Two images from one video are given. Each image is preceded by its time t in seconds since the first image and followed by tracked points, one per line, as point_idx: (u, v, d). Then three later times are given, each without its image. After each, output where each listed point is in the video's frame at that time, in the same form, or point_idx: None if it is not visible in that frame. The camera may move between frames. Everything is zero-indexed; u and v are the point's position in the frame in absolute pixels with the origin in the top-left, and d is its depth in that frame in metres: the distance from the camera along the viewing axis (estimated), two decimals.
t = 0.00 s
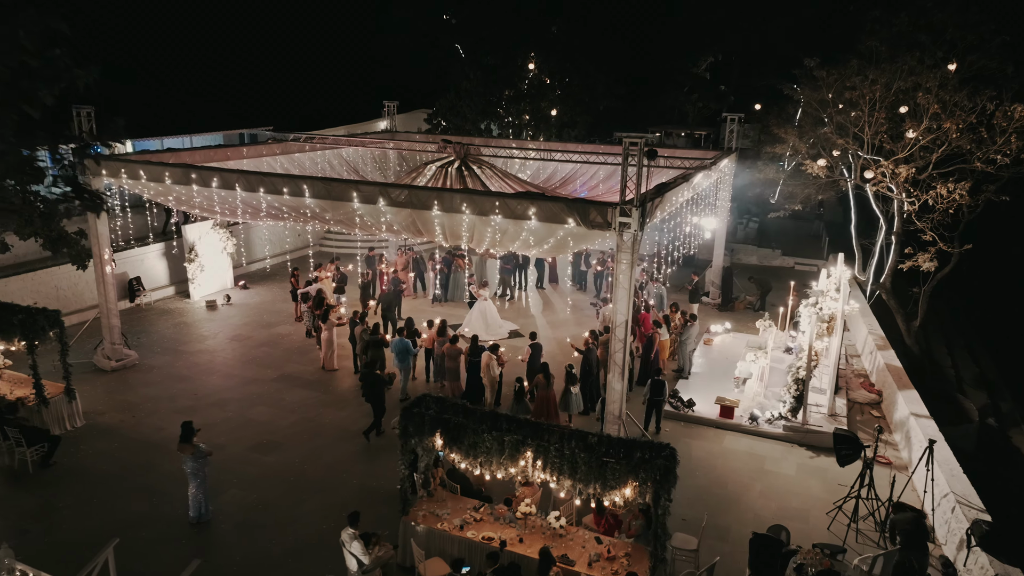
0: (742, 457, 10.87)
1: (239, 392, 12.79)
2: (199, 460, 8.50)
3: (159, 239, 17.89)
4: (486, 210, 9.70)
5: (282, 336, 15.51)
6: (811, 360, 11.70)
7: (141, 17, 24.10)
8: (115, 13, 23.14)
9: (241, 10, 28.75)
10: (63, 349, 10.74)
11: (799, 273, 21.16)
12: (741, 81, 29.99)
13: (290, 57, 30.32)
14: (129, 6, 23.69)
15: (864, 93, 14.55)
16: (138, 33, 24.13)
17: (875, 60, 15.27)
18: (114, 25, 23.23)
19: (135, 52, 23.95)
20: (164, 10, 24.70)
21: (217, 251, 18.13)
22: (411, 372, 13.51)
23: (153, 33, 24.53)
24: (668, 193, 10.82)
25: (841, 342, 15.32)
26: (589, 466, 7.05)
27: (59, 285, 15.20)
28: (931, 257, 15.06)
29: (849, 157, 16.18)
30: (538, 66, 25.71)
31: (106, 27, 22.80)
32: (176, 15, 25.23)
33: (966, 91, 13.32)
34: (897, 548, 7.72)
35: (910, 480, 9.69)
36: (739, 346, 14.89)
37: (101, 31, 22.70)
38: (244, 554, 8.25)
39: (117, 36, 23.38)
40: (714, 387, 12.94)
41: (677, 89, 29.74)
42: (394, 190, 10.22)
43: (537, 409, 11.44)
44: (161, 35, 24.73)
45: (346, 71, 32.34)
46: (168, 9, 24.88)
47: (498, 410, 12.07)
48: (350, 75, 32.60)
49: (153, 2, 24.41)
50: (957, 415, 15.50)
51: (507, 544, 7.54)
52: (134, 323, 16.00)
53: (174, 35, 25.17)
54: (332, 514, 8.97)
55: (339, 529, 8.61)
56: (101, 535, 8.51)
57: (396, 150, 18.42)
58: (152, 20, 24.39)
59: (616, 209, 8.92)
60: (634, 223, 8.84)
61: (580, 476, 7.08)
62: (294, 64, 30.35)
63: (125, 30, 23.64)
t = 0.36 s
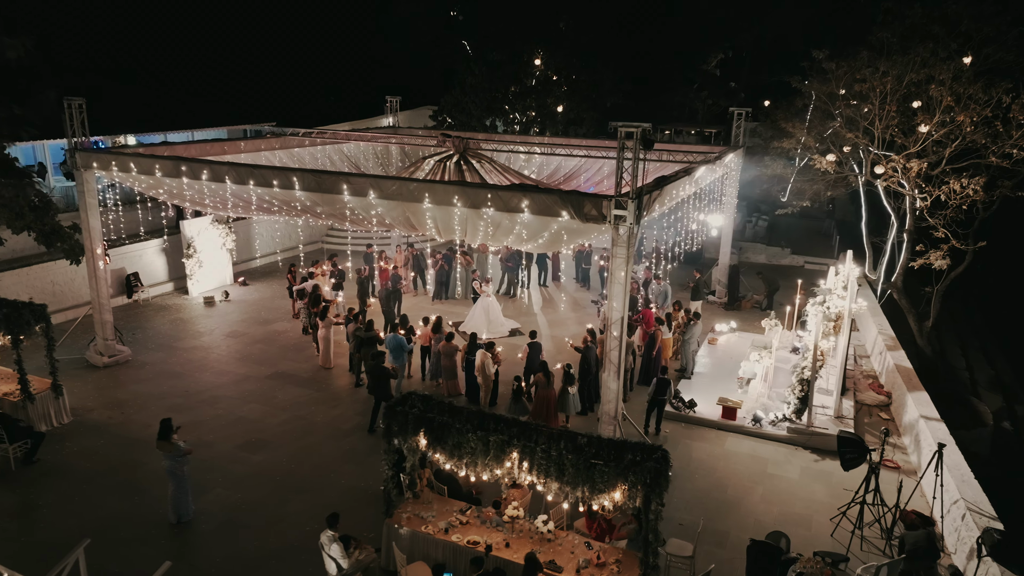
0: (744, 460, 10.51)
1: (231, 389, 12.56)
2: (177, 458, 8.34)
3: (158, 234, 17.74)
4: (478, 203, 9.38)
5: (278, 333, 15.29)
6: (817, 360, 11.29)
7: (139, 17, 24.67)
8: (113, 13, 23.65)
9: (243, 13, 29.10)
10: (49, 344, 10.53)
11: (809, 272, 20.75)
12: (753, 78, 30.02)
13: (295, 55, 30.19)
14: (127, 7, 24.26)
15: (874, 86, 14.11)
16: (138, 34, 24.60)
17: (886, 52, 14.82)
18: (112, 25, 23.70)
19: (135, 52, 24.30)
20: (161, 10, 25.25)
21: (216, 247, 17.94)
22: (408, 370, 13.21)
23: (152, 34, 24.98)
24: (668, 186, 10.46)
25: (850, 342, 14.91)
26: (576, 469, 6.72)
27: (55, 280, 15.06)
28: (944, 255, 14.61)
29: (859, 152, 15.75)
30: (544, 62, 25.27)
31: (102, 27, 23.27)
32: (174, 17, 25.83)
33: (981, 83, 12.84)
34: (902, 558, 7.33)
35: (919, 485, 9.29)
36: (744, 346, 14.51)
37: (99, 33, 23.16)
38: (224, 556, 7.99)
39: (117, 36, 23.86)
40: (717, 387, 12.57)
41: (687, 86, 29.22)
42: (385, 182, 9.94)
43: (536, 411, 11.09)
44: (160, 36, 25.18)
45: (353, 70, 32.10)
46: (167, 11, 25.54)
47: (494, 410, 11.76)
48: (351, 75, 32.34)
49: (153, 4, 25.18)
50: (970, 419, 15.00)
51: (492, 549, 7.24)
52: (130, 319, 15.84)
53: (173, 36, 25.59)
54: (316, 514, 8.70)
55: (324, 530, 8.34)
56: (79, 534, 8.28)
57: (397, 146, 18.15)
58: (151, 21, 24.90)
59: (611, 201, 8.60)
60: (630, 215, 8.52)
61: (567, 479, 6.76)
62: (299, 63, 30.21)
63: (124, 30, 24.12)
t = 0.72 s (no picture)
0: (744, 463, 10.14)
1: (222, 386, 12.33)
2: (154, 456, 8.15)
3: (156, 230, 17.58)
4: (469, 194, 9.07)
5: (274, 330, 15.06)
6: (822, 360, 10.88)
7: (139, 17, 24.88)
8: (113, 13, 23.88)
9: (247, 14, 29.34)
10: (33, 339, 10.32)
11: (818, 271, 20.33)
12: (764, 75, 29.58)
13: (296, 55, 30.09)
14: (127, 7, 24.48)
15: (885, 77, 13.67)
16: (138, 34, 24.80)
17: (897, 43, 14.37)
18: (111, 24, 23.93)
19: (135, 52, 24.48)
20: (161, 10, 25.41)
21: (214, 243, 17.75)
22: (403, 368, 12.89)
23: (152, 34, 25.14)
24: (668, 178, 10.09)
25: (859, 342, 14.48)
26: (561, 471, 6.40)
27: (50, 275, 14.90)
28: (957, 252, 14.15)
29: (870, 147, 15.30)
30: (551, 58, 24.86)
31: (101, 28, 23.54)
32: (175, 17, 25.98)
33: (996, 74, 12.36)
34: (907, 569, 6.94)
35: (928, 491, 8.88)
36: (749, 345, 14.11)
37: (99, 34, 23.49)
38: (200, 558, 7.74)
39: (117, 36, 24.12)
40: (719, 387, 12.19)
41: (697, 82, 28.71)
42: (374, 173, 9.66)
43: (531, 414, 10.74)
44: (161, 36, 25.36)
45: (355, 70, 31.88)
46: (167, 11, 25.69)
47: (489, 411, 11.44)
48: (350, 75, 32.16)
49: (153, 4, 25.32)
50: (984, 423, 14.50)
51: (475, 554, 6.93)
52: (126, 315, 15.67)
53: (173, 35, 25.73)
54: (298, 515, 8.44)
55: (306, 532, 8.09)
56: (54, 534, 8.05)
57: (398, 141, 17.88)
58: (151, 21, 25.08)
59: (604, 192, 8.27)
60: (623, 207, 8.19)
61: (552, 482, 6.44)
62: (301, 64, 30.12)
63: (124, 30, 24.36)
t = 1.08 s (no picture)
0: (745, 466, 9.76)
1: (212, 382, 12.11)
2: (128, 454, 7.93)
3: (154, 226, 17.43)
4: (457, 185, 8.76)
5: (270, 327, 14.84)
6: (828, 360, 10.43)
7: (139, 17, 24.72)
8: (113, 13, 23.74)
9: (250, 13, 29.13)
10: (17, 334, 10.14)
11: (828, 270, 19.87)
12: (775, 71, 29.09)
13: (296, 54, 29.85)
14: (127, 7, 24.34)
15: (896, 69, 13.20)
16: (138, 34, 24.72)
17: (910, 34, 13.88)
18: (112, 25, 23.82)
19: (136, 52, 24.43)
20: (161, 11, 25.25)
21: (212, 238, 17.59)
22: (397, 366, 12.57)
23: (152, 34, 25.08)
24: (667, 170, 9.72)
25: (869, 343, 14.05)
26: (542, 474, 6.07)
27: (46, 270, 14.75)
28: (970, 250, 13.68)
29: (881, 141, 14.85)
30: (558, 53, 24.51)
31: (102, 29, 23.46)
32: (175, 18, 25.87)
33: (1013, 65, 11.87)
34: None
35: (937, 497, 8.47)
36: (754, 345, 13.70)
37: (99, 34, 23.37)
38: (174, 560, 7.50)
39: (117, 36, 24.02)
40: (722, 388, 11.80)
41: (708, 78, 28.20)
42: (362, 164, 9.36)
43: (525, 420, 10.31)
44: (161, 35, 25.29)
45: (354, 69, 31.52)
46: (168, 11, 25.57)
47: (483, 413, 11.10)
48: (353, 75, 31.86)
49: (153, 4, 25.21)
50: (999, 427, 14.01)
51: (455, 559, 6.61)
52: (121, 311, 15.50)
53: (173, 35, 25.63)
54: (279, 516, 8.18)
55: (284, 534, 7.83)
56: (26, 533, 7.85)
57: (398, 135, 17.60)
58: (151, 21, 24.97)
59: (596, 182, 7.93)
60: (617, 198, 7.84)
61: (533, 486, 6.10)
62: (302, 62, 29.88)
63: (124, 31, 24.25)
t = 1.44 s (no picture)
0: (745, 470, 9.37)
1: (201, 379, 11.86)
2: (101, 453, 7.68)
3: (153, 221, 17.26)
4: (444, 176, 8.43)
5: (264, 324, 14.58)
6: (834, 361, 9.99)
7: (139, 16, 24.59)
8: (113, 13, 23.61)
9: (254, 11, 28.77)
10: None
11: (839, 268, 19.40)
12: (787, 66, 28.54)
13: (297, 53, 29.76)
14: (127, 7, 24.21)
15: (908, 59, 12.70)
16: (138, 33, 24.71)
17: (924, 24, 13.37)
18: (112, 26, 23.77)
19: (135, 52, 24.49)
20: (162, 10, 25.08)
21: (211, 234, 17.39)
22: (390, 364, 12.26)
23: (152, 34, 25.07)
24: (666, 161, 9.33)
25: (879, 343, 13.58)
26: (521, 478, 5.73)
27: (40, 265, 14.55)
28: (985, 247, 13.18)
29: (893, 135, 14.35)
30: (564, 48, 24.10)
31: (102, 30, 23.42)
32: (177, 17, 25.69)
33: None
34: None
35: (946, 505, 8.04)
36: (759, 345, 13.29)
37: (99, 34, 23.34)
38: (145, 563, 7.24)
39: (117, 36, 24.03)
40: (724, 389, 11.40)
41: (719, 73, 27.64)
42: (348, 154, 9.05)
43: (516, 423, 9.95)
44: (160, 34, 25.30)
45: (355, 69, 31.52)
46: (169, 9, 25.41)
47: (475, 414, 10.78)
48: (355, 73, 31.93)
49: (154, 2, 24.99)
50: (1014, 432, 13.49)
51: (432, 566, 6.28)
52: (116, 306, 15.31)
53: (173, 35, 25.61)
54: (257, 518, 7.90)
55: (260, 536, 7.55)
56: None
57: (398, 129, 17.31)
58: (151, 20, 24.87)
59: (587, 172, 7.57)
60: (608, 188, 7.47)
61: (511, 490, 5.76)
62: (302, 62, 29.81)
63: (124, 31, 24.24)
